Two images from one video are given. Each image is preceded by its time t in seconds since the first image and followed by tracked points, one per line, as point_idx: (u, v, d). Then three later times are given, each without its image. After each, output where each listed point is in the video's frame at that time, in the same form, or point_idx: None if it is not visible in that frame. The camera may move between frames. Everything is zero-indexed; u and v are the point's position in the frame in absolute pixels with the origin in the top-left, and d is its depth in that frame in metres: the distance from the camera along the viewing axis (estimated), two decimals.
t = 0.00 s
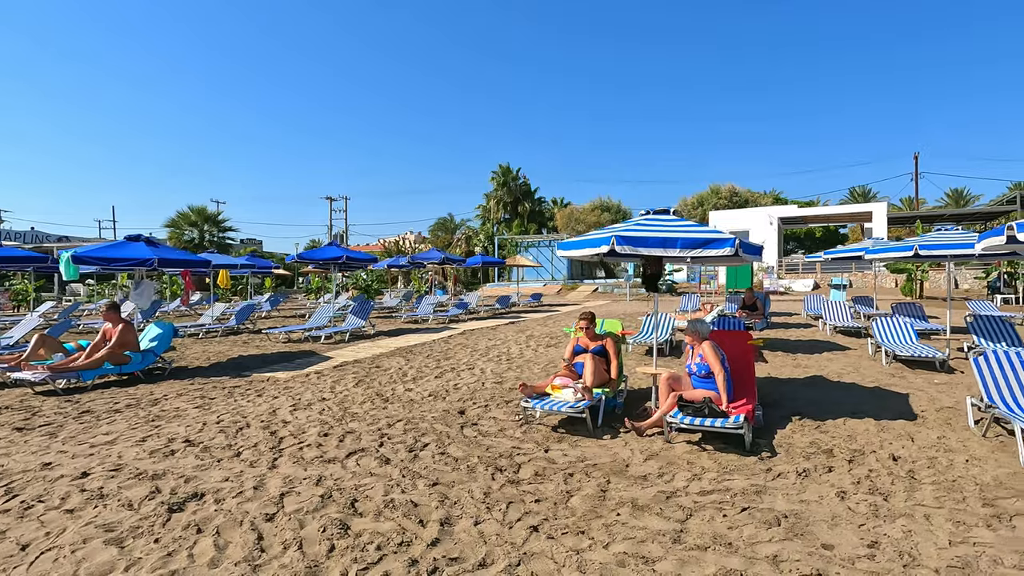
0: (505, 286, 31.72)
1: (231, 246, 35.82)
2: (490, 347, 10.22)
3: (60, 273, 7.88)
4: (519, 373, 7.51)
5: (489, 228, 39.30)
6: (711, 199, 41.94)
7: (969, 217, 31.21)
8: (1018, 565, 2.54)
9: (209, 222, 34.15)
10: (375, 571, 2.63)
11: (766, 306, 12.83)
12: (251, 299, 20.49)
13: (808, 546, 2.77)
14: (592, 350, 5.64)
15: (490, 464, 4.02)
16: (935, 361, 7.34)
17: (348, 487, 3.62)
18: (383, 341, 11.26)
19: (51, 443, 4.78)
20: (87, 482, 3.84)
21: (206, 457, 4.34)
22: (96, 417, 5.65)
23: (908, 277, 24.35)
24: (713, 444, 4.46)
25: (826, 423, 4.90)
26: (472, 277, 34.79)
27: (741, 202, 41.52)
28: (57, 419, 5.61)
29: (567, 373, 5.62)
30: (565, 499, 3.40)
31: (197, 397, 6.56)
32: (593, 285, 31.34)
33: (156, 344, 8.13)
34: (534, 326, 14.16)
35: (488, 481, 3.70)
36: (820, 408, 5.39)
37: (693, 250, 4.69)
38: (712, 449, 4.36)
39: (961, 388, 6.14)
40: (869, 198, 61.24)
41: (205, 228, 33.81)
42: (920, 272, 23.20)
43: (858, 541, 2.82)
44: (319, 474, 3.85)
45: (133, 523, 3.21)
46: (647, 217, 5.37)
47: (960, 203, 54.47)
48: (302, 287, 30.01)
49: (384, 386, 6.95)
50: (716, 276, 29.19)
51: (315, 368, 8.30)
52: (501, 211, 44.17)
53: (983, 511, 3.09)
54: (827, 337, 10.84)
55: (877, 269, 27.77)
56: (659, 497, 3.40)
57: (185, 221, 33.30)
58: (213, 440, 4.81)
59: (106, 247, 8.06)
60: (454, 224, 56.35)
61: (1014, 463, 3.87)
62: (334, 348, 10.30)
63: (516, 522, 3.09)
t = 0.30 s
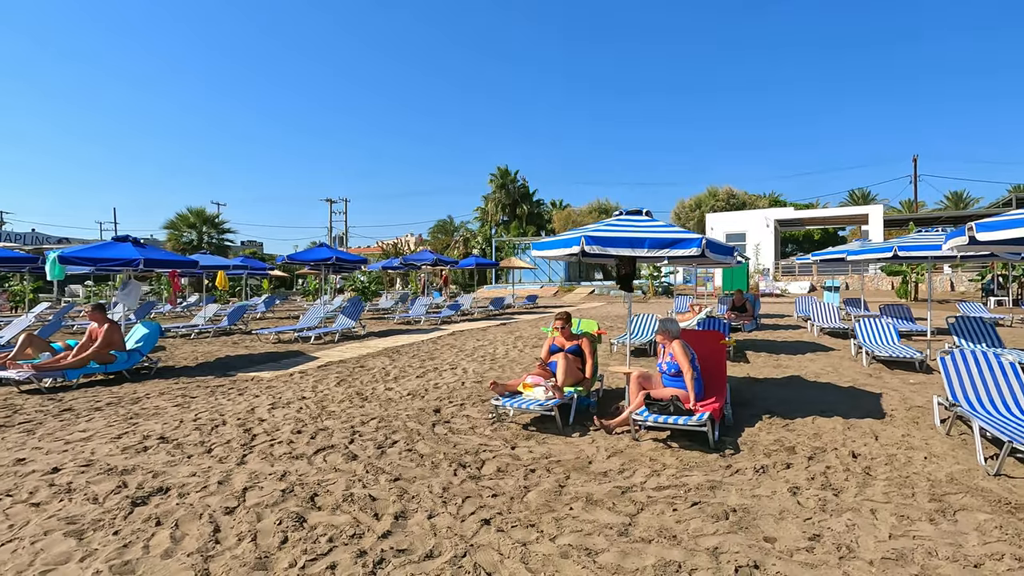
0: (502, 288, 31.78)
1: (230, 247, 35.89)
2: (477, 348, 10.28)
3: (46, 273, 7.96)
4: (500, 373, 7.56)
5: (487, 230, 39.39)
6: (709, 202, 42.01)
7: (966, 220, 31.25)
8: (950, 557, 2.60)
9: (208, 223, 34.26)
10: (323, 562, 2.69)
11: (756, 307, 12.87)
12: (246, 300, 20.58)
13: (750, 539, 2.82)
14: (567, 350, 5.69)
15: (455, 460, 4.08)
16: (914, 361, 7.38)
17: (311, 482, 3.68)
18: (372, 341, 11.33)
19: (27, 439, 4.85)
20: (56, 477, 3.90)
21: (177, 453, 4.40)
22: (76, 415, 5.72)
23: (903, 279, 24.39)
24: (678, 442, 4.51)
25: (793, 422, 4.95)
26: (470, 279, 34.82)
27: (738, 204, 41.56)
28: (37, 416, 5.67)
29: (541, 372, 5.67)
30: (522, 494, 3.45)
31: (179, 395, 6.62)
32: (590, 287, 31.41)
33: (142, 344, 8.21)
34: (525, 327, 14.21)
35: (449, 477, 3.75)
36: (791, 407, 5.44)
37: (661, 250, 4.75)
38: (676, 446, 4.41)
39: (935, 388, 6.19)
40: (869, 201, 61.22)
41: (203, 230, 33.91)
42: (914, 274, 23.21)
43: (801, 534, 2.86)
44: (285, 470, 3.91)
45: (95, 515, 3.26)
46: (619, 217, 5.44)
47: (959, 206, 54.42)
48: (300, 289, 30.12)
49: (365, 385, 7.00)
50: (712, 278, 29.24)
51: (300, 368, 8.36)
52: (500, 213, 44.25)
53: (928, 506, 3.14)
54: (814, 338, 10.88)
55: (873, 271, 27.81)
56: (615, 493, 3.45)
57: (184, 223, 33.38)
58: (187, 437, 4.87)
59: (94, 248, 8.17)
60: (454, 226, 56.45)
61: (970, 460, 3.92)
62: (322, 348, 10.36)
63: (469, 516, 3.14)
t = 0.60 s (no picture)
0: (502, 291, 31.82)
1: (233, 250, 36.11)
2: (467, 352, 10.34)
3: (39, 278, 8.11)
4: (484, 377, 7.62)
5: (488, 233, 39.49)
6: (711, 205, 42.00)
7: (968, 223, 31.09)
8: (885, 562, 2.65)
9: (210, 227, 34.47)
10: (276, 564, 2.77)
11: (748, 311, 12.89)
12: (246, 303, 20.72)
13: (694, 544, 2.88)
14: (545, 356, 5.77)
15: (423, 465, 4.15)
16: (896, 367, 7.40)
17: (278, 486, 3.76)
18: (364, 345, 11.42)
19: (11, 443, 4.95)
20: (33, 481, 4.00)
21: (154, 457, 4.49)
22: (62, 418, 5.83)
23: (902, 282, 24.32)
24: (646, 447, 4.56)
25: (763, 428, 5.00)
26: (471, 282, 34.91)
27: (740, 207, 41.53)
28: (24, 420, 5.78)
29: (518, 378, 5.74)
30: (481, 498, 3.52)
31: (165, 400, 6.72)
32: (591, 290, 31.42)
33: (133, 348, 8.34)
34: (519, 331, 14.26)
35: (414, 481, 3.83)
36: (765, 413, 5.48)
37: (631, 258, 4.82)
38: (643, 452, 4.47)
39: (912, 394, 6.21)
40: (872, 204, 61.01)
41: (206, 233, 34.13)
42: (914, 278, 23.15)
43: (745, 539, 2.92)
44: (255, 474, 3.99)
45: (65, 518, 3.36)
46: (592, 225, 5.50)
47: (965, 209, 54.07)
48: (301, 292, 30.29)
49: (349, 390, 7.08)
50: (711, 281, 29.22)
51: (289, 372, 8.46)
52: (502, 216, 44.33)
53: (876, 512, 3.19)
54: (803, 343, 10.90)
55: (873, 275, 27.73)
56: (573, 498, 3.51)
57: (186, 227, 33.58)
58: (166, 441, 4.96)
59: (86, 254, 8.32)
60: (456, 229, 56.60)
61: (929, 466, 3.97)
62: (314, 352, 10.46)
63: (426, 520, 3.21)
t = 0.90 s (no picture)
0: (507, 292, 31.96)
1: (242, 252, 36.48)
2: (464, 351, 10.48)
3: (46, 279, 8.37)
4: (475, 376, 7.76)
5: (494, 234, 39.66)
6: (716, 205, 41.94)
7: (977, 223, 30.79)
8: (830, 550, 2.75)
9: (219, 229, 34.93)
10: (250, 549, 2.92)
11: (745, 312, 12.93)
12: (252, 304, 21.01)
13: (650, 533, 3.00)
14: (530, 353, 5.89)
15: (402, 458, 4.29)
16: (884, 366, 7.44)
17: (261, 477, 3.92)
18: (364, 345, 11.60)
19: (13, 437, 5.16)
20: (30, 471, 4.19)
21: (147, 450, 4.68)
22: (64, 414, 6.04)
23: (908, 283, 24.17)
24: (623, 443, 4.68)
25: (740, 424, 5.09)
26: (477, 283, 35.06)
27: (746, 207, 41.42)
28: (28, 415, 6.00)
29: (504, 375, 5.87)
30: (453, 489, 3.66)
31: (164, 397, 6.92)
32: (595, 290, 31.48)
33: (136, 347, 8.58)
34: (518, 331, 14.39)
35: (392, 473, 3.97)
36: (745, 411, 5.56)
37: (608, 258, 5.00)
38: (619, 447, 4.58)
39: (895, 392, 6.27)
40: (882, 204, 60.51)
41: (215, 235, 34.60)
42: (919, 278, 23.01)
43: (700, 529, 3.03)
44: (241, 466, 4.16)
45: (58, 506, 3.54)
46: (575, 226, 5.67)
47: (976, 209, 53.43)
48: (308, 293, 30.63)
49: (343, 388, 7.24)
50: (716, 282, 29.19)
51: (287, 371, 8.64)
52: (508, 217, 44.50)
53: (832, 504, 3.29)
54: (799, 343, 10.93)
55: (879, 275, 27.58)
56: (542, 490, 3.63)
57: (196, 229, 34.06)
58: (161, 436, 5.15)
59: (91, 255, 8.57)
60: (463, 230, 56.87)
61: (895, 461, 4.05)
62: (313, 351, 10.65)
63: (397, 509, 3.35)
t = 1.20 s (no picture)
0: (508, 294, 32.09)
1: (247, 254, 36.79)
2: (459, 353, 10.63)
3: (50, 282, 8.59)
4: (467, 378, 7.90)
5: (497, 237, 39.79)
6: (719, 208, 41.98)
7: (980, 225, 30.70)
8: (782, 546, 2.88)
9: (225, 231, 35.23)
10: (232, 542, 3.08)
11: (741, 315, 13.02)
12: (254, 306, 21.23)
13: (613, 529, 3.13)
14: (517, 356, 6.03)
15: (386, 458, 4.44)
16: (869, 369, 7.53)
17: (249, 475, 4.09)
18: (361, 347, 11.78)
19: (15, 435, 5.36)
20: (30, 469, 4.38)
21: (142, 449, 4.85)
22: (65, 414, 6.23)
23: (909, 285, 24.14)
24: (601, 444, 4.81)
25: (718, 426, 5.21)
26: (479, 285, 35.22)
27: (748, 210, 41.42)
28: (30, 415, 6.19)
29: (490, 377, 6.02)
30: (431, 487, 3.80)
31: (163, 397, 7.11)
32: (597, 292, 31.58)
33: (137, 349, 8.78)
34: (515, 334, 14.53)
35: (374, 472, 4.12)
36: (725, 413, 5.69)
37: (588, 263, 5.13)
38: (597, 448, 4.72)
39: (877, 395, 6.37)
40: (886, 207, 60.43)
41: (221, 238, 34.92)
42: (920, 281, 23.00)
43: (661, 525, 3.16)
44: (231, 465, 4.32)
45: (53, 501, 3.71)
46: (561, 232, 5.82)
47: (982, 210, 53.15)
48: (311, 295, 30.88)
49: (336, 389, 7.40)
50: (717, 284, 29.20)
51: (283, 373, 8.81)
52: (511, 219, 44.60)
53: (792, 503, 3.41)
54: (792, 346, 11.02)
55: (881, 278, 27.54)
56: (515, 488, 3.77)
57: (202, 231, 34.38)
58: (156, 435, 5.33)
59: (93, 258, 8.78)
60: (466, 232, 57.08)
61: (863, 463, 4.16)
62: (311, 353, 10.82)
63: (375, 505, 3.50)
